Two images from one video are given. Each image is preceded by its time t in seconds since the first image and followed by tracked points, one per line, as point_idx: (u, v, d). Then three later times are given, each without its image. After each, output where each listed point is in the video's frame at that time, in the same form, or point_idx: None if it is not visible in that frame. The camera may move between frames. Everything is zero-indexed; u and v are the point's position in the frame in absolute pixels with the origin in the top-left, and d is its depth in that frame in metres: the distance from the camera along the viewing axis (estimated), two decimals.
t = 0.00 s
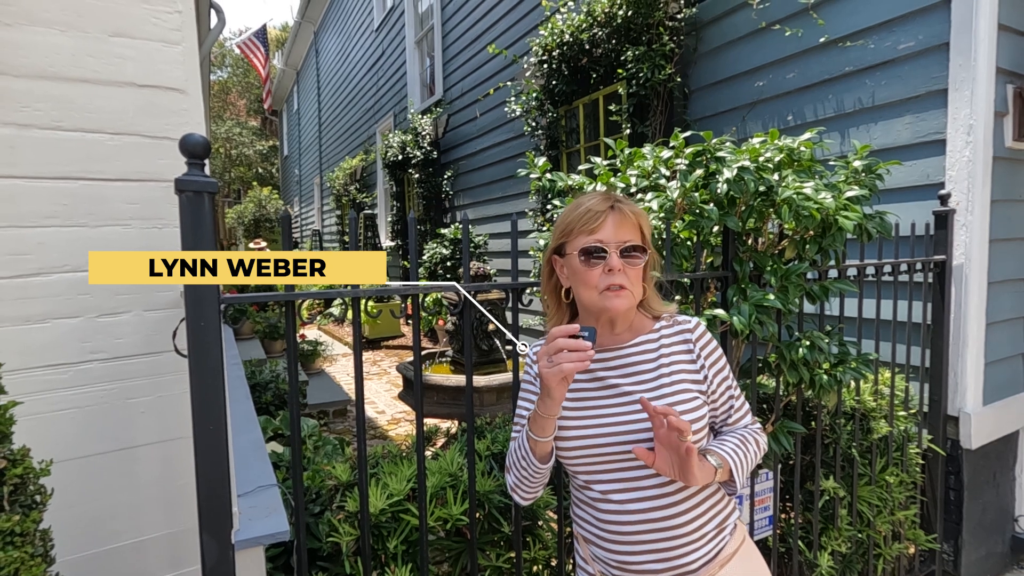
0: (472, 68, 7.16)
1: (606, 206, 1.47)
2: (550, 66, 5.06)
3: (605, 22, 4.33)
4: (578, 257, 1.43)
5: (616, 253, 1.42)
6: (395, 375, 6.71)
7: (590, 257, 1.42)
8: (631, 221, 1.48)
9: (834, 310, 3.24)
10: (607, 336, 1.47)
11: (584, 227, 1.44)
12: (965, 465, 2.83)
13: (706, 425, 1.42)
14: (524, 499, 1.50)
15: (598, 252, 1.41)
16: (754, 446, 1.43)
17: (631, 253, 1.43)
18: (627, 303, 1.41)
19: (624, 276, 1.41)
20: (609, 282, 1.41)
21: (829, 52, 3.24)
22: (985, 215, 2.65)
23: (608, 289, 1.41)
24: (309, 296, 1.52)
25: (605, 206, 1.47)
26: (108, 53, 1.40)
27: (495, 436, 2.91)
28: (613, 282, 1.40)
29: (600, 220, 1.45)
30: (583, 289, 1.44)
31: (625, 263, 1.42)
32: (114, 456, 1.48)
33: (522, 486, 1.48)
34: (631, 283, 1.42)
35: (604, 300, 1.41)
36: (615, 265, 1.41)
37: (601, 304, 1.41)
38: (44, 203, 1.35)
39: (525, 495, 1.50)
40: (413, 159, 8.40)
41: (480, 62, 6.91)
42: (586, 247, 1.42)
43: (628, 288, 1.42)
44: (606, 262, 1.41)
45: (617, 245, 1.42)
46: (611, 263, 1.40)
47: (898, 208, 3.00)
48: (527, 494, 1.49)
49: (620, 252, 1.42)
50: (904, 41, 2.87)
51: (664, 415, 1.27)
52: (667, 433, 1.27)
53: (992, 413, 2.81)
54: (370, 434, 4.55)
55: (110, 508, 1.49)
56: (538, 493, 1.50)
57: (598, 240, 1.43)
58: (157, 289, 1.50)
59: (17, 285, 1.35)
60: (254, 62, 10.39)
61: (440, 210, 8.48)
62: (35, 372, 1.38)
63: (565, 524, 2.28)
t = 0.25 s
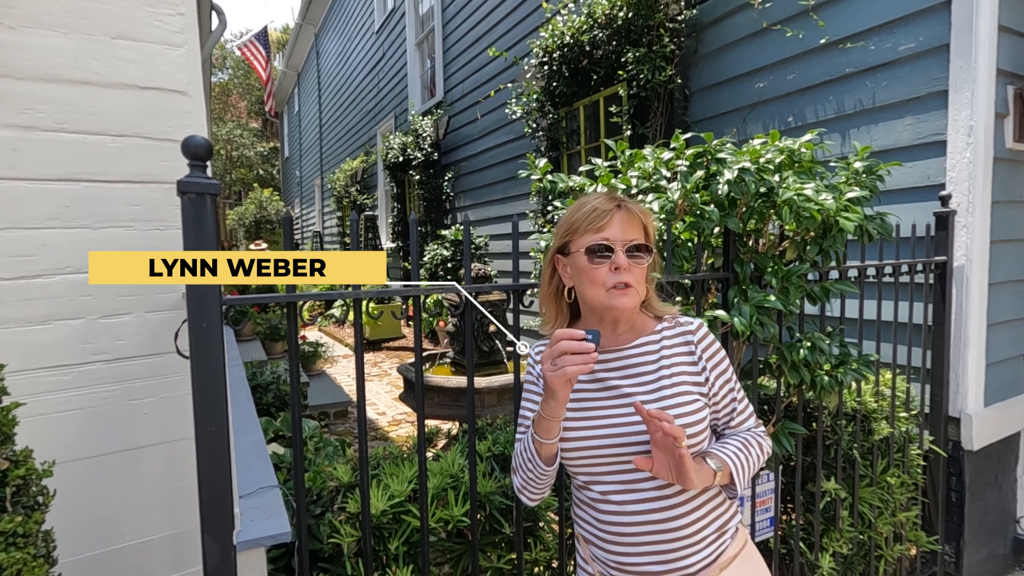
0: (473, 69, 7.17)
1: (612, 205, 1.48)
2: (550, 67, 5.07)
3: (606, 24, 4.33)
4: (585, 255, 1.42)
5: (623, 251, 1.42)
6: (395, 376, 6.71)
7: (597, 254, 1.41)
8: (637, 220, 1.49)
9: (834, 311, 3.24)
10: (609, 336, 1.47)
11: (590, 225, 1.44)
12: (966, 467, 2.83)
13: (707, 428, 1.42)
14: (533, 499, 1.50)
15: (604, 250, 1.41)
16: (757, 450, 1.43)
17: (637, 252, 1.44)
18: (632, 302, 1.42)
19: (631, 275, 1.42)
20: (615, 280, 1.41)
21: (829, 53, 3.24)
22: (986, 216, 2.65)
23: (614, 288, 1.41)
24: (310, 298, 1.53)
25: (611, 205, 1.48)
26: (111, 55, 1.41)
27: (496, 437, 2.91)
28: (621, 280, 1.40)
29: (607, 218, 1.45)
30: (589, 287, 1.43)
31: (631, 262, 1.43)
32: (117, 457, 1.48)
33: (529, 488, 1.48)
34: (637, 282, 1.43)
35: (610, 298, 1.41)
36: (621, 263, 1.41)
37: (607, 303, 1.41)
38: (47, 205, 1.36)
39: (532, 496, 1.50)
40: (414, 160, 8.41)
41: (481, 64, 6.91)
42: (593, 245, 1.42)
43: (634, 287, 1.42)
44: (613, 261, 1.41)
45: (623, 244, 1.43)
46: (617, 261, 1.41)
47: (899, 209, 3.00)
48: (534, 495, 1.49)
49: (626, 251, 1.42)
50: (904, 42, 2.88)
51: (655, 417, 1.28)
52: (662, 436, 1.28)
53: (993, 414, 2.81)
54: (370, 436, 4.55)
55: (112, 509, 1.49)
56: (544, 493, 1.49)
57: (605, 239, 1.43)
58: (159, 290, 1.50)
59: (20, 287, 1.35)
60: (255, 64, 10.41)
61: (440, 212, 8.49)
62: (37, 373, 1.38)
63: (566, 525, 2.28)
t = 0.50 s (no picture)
0: (473, 71, 7.17)
1: (603, 207, 1.48)
2: (551, 69, 5.07)
3: (606, 26, 4.33)
4: (573, 257, 1.45)
5: (608, 252, 1.42)
6: (396, 377, 6.71)
7: (584, 256, 1.44)
8: (630, 221, 1.47)
9: (835, 312, 3.24)
10: (608, 339, 1.47)
11: (580, 229, 1.48)
12: (967, 468, 2.83)
13: (708, 434, 1.42)
14: (538, 494, 1.50)
15: (589, 252, 1.43)
16: (759, 457, 1.41)
17: (626, 252, 1.42)
18: (619, 303, 1.41)
19: (616, 276, 1.41)
20: (601, 281, 1.41)
21: (829, 55, 3.24)
22: (986, 218, 2.65)
23: (601, 289, 1.41)
24: (310, 300, 1.53)
25: (602, 208, 1.48)
26: (113, 58, 1.41)
27: (497, 439, 2.90)
28: (605, 281, 1.40)
29: (594, 221, 1.46)
30: (580, 289, 1.46)
31: (619, 262, 1.41)
32: (118, 459, 1.49)
33: (534, 484, 1.48)
34: (625, 283, 1.41)
35: (598, 299, 1.42)
36: (606, 264, 1.41)
37: (594, 304, 1.42)
38: (49, 207, 1.36)
39: (538, 491, 1.49)
40: (415, 162, 8.42)
41: (482, 66, 6.92)
42: (579, 248, 1.45)
43: (620, 288, 1.41)
44: (598, 262, 1.42)
45: (609, 244, 1.42)
46: (602, 262, 1.41)
47: (900, 210, 3.00)
48: (539, 491, 1.49)
49: (613, 251, 1.42)
50: (904, 44, 2.88)
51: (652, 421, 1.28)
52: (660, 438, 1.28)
53: (994, 415, 2.80)
54: (371, 437, 4.55)
55: (114, 511, 1.49)
56: (550, 490, 1.49)
57: (591, 241, 1.45)
58: (160, 292, 1.50)
59: (22, 289, 1.35)
60: (256, 66, 10.42)
61: (441, 213, 8.49)
62: (39, 376, 1.39)
63: (567, 527, 2.28)
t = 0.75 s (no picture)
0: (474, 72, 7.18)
1: (604, 216, 1.49)
2: (551, 71, 5.07)
3: (606, 28, 4.34)
4: (576, 268, 1.47)
5: (609, 261, 1.42)
6: (396, 379, 6.71)
7: (586, 267, 1.45)
8: (629, 229, 1.47)
9: (835, 314, 3.24)
10: (615, 344, 1.48)
11: (581, 239, 1.50)
12: (968, 470, 2.83)
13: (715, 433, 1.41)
14: (545, 492, 1.49)
15: (591, 262, 1.44)
16: (766, 459, 1.41)
17: (627, 260, 1.42)
18: (621, 312, 1.42)
19: (618, 285, 1.42)
20: (603, 290, 1.42)
21: (830, 56, 3.25)
22: (987, 219, 2.65)
23: (604, 298, 1.42)
24: (312, 302, 1.53)
25: (602, 217, 1.49)
26: (115, 61, 1.41)
27: (498, 441, 2.90)
28: (607, 291, 1.42)
29: (595, 231, 1.48)
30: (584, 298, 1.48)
31: (621, 270, 1.42)
32: (120, 461, 1.49)
33: (541, 481, 1.48)
34: (628, 291, 1.42)
35: (601, 308, 1.43)
36: (607, 273, 1.42)
37: (598, 313, 1.44)
38: (51, 210, 1.36)
39: (545, 489, 1.49)
40: (415, 163, 8.42)
41: (482, 67, 6.93)
42: (581, 258, 1.46)
43: (622, 297, 1.42)
44: (599, 271, 1.43)
45: (610, 254, 1.43)
46: (604, 272, 1.42)
47: (900, 212, 3.00)
48: (547, 488, 1.49)
49: (614, 260, 1.42)
50: (904, 46, 2.88)
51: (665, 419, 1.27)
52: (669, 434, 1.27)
53: (995, 417, 2.80)
54: (371, 439, 4.55)
55: (115, 513, 1.49)
56: (556, 487, 1.49)
57: (593, 251, 1.46)
58: (161, 295, 1.51)
59: (23, 292, 1.35)
60: (257, 67, 10.42)
61: (441, 215, 8.49)
62: (40, 378, 1.39)
63: (568, 529, 2.28)
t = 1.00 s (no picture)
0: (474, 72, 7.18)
1: (610, 211, 1.50)
2: (551, 70, 5.07)
3: (607, 27, 4.33)
4: (584, 263, 1.46)
5: (620, 254, 1.42)
6: (396, 379, 6.71)
7: (595, 262, 1.44)
8: (636, 222, 1.49)
9: (835, 314, 3.24)
10: (624, 340, 1.47)
11: (588, 234, 1.49)
12: (969, 470, 2.83)
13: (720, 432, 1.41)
14: (549, 492, 1.49)
15: (601, 255, 1.44)
16: (769, 458, 1.40)
17: (637, 252, 1.42)
18: (635, 302, 1.41)
19: (630, 276, 1.41)
20: (616, 283, 1.42)
21: (831, 55, 3.24)
22: (987, 219, 2.65)
23: (617, 290, 1.42)
24: (310, 301, 1.53)
25: (608, 212, 1.50)
26: (113, 60, 1.41)
27: (497, 441, 2.90)
28: (620, 282, 1.41)
29: (602, 225, 1.48)
30: (593, 294, 1.46)
31: (632, 263, 1.42)
32: (118, 461, 1.48)
33: (545, 481, 1.48)
34: (640, 282, 1.42)
35: (615, 300, 1.42)
36: (620, 265, 1.41)
37: (611, 306, 1.43)
38: (49, 210, 1.36)
39: (548, 488, 1.49)
40: (415, 163, 8.42)
41: (482, 67, 6.93)
42: (591, 252, 1.45)
43: (635, 287, 1.41)
44: (611, 264, 1.42)
45: (620, 247, 1.43)
46: (615, 264, 1.42)
47: (900, 212, 3.00)
48: (550, 488, 1.49)
49: (624, 252, 1.42)
50: (904, 45, 2.88)
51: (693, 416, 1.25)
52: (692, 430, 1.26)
53: (995, 417, 2.80)
54: (371, 439, 4.54)
55: (113, 513, 1.49)
56: (560, 487, 1.49)
57: (602, 244, 1.46)
58: (160, 295, 1.50)
59: (21, 292, 1.35)
60: (257, 67, 10.40)
61: (441, 215, 8.49)
62: (38, 378, 1.39)
63: (568, 529, 2.28)
